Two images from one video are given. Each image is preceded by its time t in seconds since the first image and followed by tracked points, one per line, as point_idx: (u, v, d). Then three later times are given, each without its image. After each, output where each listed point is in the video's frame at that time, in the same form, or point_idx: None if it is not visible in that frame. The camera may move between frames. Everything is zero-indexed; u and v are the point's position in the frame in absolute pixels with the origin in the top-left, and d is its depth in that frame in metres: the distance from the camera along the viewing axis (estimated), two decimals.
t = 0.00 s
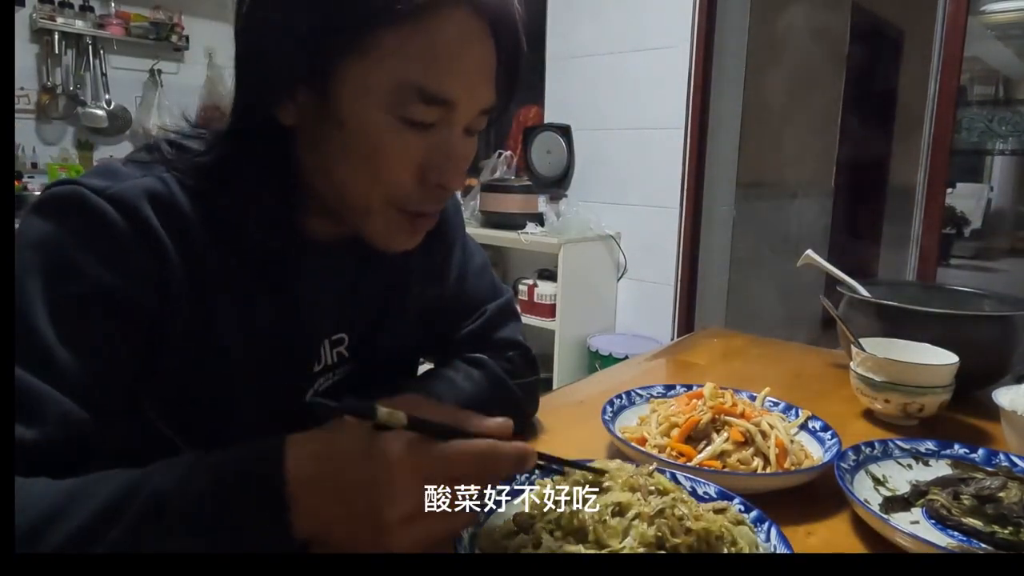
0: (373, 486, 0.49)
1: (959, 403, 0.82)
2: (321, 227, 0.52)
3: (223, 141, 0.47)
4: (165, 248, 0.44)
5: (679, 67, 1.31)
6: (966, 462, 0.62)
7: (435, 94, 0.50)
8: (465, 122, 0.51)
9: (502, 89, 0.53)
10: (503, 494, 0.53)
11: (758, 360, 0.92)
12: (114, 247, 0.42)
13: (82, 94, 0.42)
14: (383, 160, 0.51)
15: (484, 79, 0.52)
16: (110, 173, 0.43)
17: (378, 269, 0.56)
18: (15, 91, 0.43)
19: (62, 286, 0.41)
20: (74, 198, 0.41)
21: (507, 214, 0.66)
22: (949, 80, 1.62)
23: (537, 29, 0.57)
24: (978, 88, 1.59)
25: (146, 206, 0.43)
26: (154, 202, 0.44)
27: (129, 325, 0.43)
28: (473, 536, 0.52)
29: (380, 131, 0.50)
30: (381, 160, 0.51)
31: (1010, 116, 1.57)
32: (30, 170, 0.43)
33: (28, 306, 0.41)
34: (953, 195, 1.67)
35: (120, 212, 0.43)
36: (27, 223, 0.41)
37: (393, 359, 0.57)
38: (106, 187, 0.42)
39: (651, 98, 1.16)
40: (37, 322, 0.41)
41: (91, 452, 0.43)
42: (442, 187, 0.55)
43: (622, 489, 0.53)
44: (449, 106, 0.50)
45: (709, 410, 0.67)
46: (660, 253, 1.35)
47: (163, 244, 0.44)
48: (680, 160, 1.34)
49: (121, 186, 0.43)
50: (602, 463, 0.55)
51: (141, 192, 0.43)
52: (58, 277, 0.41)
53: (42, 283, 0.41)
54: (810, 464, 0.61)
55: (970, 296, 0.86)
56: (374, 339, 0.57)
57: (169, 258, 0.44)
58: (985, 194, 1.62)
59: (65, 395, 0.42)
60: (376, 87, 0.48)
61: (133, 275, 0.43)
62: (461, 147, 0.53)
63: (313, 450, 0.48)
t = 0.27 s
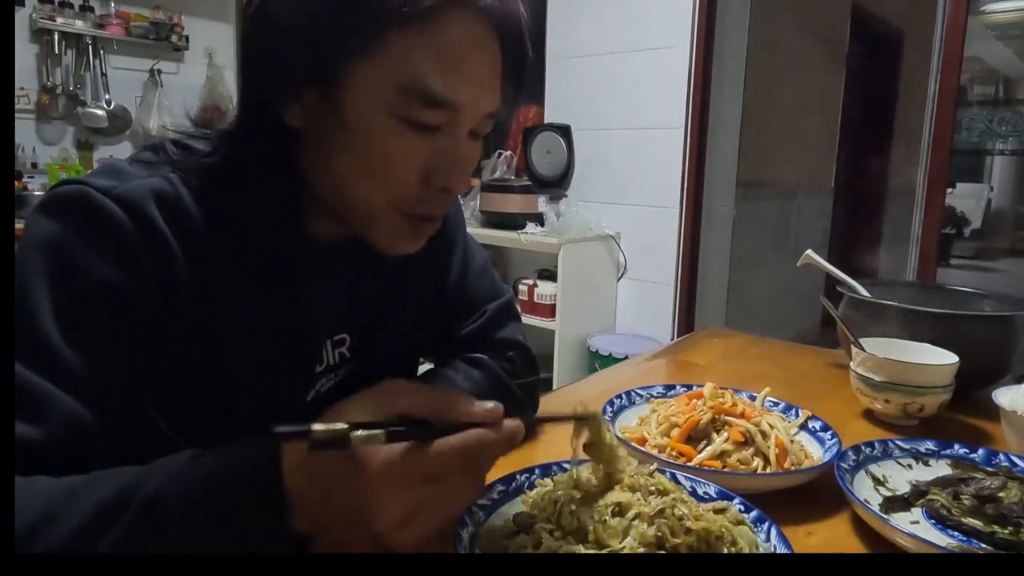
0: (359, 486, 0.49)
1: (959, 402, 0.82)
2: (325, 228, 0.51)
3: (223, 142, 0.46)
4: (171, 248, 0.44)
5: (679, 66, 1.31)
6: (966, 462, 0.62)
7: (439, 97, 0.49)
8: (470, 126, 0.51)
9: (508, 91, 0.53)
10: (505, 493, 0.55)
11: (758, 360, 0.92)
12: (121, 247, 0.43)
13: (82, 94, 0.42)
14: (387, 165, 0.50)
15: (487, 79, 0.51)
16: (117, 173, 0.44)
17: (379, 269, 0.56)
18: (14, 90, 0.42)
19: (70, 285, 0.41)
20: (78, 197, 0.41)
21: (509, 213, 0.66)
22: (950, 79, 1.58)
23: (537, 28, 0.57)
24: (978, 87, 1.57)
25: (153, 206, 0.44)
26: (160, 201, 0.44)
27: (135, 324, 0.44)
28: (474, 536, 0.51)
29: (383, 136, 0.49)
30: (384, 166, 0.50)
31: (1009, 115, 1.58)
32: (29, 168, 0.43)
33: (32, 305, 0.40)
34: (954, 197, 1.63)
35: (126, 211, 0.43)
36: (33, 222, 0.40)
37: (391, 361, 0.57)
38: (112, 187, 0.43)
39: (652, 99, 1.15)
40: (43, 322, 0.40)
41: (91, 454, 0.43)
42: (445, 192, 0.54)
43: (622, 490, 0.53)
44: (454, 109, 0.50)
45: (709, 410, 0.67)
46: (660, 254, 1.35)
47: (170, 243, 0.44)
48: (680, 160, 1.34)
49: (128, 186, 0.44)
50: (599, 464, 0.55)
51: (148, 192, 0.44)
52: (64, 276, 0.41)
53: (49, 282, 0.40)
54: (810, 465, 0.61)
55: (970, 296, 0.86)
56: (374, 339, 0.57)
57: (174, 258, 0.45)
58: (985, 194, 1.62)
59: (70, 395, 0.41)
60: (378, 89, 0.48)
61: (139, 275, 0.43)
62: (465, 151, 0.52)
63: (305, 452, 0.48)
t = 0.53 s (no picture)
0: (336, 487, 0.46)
1: (959, 402, 0.82)
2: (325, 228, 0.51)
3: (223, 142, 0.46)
4: (172, 249, 0.44)
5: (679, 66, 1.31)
6: (966, 462, 0.62)
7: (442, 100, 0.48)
8: (471, 126, 0.49)
9: (512, 91, 0.52)
10: (505, 493, 0.54)
11: (758, 360, 0.92)
12: (121, 247, 0.43)
13: (83, 94, 0.42)
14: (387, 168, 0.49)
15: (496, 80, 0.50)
16: (119, 173, 0.44)
17: (380, 269, 0.56)
18: (13, 89, 0.42)
19: (71, 284, 0.41)
20: (79, 197, 0.41)
21: (509, 213, 0.65)
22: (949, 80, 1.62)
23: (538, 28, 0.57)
24: (978, 88, 1.57)
25: (154, 207, 0.44)
26: (162, 202, 0.44)
27: (134, 324, 0.43)
28: (473, 537, 0.50)
29: (386, 137, 0.48)
30: (385, 165, 0.49)
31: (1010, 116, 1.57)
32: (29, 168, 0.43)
33: (32, 304, 0.40)
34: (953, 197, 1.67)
35: (128, 212, 0.43)
36: (34, 222, 0.40)
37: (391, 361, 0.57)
38: (114, 187, 0.43)
39: (651, 99, 1.15)
40: (44, 323, 0.40)
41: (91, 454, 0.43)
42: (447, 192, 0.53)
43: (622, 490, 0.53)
44: (456, 107, 0.48)
45: (709, 410, 0.67)
46: (661, 254, 1.35)
47: (171, 244, 0.44)
48: (680, 160, 1.34)
49: (130, 186, 0.43)
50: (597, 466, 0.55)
51: (149, 193, 0.44)
52: (64, 275, 0.41)
53: (49, 282, 0.40)
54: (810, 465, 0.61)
55: (970, 296, 0.86)
56: (375, 339, 0.57)
57: (175, 258, 0.44)
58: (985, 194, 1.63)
59: (70, 396, 0.41)
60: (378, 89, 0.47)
61: (139, 275, 0.43)
62: (466, 151, 0.51)
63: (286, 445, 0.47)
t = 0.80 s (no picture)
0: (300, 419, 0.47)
1: (959, 402, 0.82)
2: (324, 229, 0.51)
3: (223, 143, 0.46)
4: (169, 256, 0.45)
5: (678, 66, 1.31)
6: (966, 462, 0.62)
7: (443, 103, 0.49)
8: (474, 125, 0.51)
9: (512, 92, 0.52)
10: (505, 493, 0.54)
11: (758, 360, 0.92)
12: (118, 253, 0.43)
13: (84, 94, 0.42)
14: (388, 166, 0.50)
15: (498, 82, 0.52)
16: (120, 178, 0.44)
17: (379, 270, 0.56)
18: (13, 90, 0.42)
19: (63, 287, 0.42)
20: (77, 203, 0.42)
21: (509, 213, 0.64)
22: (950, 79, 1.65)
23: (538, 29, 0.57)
24: (978, 87, 1.62)
25: (153, 214, 0.44)
26: (161, 209, 0.45)
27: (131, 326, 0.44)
28: (473, 537, 0.49)
29: (389, 130, 0.49)
30: (391, 163, 0.50)
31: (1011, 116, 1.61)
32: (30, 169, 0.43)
33: (28, 306, 0.41)
34: (953, 196, 1.71)
35: (126, 217, 0.44)
36: (32, 228, 0.41)
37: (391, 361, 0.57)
38: (113, 193, 0.43)
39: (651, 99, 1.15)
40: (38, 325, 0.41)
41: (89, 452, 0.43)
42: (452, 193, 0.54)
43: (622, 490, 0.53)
44: (458, 104, 0.50)
45: (709, 410, 0.67)
46: (661, 253, 1.35)
47: (168, 251, 0.45)
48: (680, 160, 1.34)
49: (130, 192, 0.44)
50: (596, 466, 0.55)
51: (148, 199, 0.44)
52: (59, 279, 0.41)
53: (45, 285, 0.41)
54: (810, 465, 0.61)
55: (970, 296, 0.86)
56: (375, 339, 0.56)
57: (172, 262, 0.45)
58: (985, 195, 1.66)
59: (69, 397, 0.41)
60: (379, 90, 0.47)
61: (136, 279, 0.44)
62: (471, 152, 0.52)
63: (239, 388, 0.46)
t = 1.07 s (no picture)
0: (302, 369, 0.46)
1: (959, 402, 0.82)
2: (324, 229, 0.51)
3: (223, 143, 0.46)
4: (167, 263, 0.44)
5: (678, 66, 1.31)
6: (966, 462, 0.62)
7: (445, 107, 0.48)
8: (482, 122, 0.51)
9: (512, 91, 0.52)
10: (505, 494, 0.54)
11: (758, 360, 0.92)
12: (116, 264, 0.42)
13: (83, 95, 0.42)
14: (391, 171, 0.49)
15: (499, 81, 0.51)
16: (120, 186, 0.43)
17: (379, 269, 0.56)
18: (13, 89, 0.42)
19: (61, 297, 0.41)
20: (76, 215, 0.41)
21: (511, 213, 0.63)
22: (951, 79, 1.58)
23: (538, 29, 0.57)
24: (978, 88, 1.57)
25: (153, 222, 0.44)
26: (161, 218, 0.44)
27: (131, 332, 0.44)
28: (474, 536, 0.49)
29: (392, 136, 0.48)
30: (397, 168, 0.50)
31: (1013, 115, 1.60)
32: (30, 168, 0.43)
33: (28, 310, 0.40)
34: (953, 196, 1.66)
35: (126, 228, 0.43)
36: (28, 240, 0.40)
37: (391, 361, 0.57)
38: (113, 203, 0.42)
39: (651, 99, 1.15)
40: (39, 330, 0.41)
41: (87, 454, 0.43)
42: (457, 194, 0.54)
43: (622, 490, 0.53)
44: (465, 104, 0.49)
45: (709, 411, 0.67)
46: (661, 253, 1.35)
47: (167, 260, 0.44)
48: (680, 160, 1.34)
49: (130, 201, 0.43)
50: (596, 466, 0.55)
51: (149, 209, 0.43)
52: (58, 288, 0.41)
53: (44, 293, 0.41)
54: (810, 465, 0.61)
55: (969, 296, 0.86)
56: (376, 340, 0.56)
57: (172, 265, 0.45)
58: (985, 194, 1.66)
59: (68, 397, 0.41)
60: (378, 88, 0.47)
61: (136, 287, 0.43)
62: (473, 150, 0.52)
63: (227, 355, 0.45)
